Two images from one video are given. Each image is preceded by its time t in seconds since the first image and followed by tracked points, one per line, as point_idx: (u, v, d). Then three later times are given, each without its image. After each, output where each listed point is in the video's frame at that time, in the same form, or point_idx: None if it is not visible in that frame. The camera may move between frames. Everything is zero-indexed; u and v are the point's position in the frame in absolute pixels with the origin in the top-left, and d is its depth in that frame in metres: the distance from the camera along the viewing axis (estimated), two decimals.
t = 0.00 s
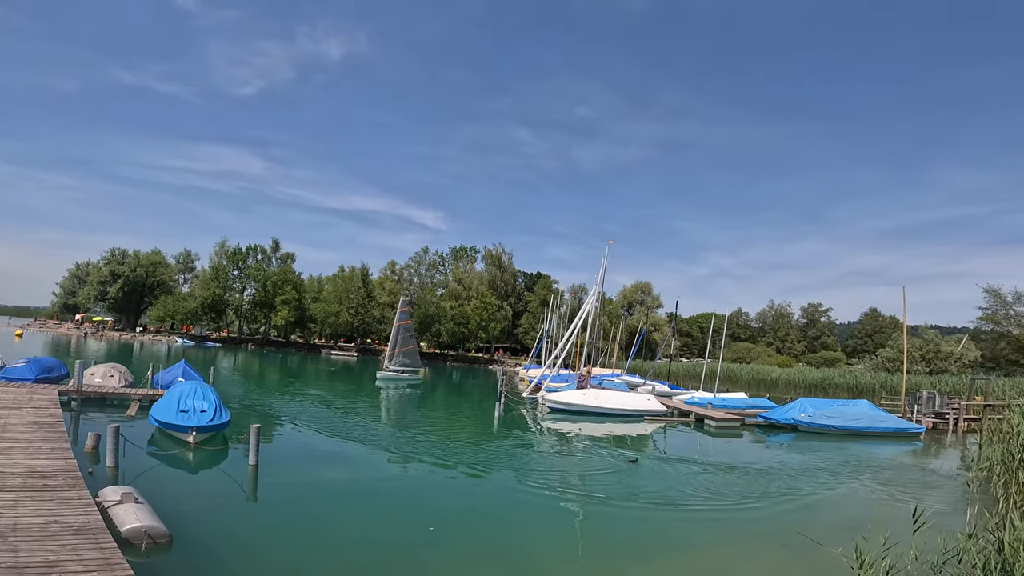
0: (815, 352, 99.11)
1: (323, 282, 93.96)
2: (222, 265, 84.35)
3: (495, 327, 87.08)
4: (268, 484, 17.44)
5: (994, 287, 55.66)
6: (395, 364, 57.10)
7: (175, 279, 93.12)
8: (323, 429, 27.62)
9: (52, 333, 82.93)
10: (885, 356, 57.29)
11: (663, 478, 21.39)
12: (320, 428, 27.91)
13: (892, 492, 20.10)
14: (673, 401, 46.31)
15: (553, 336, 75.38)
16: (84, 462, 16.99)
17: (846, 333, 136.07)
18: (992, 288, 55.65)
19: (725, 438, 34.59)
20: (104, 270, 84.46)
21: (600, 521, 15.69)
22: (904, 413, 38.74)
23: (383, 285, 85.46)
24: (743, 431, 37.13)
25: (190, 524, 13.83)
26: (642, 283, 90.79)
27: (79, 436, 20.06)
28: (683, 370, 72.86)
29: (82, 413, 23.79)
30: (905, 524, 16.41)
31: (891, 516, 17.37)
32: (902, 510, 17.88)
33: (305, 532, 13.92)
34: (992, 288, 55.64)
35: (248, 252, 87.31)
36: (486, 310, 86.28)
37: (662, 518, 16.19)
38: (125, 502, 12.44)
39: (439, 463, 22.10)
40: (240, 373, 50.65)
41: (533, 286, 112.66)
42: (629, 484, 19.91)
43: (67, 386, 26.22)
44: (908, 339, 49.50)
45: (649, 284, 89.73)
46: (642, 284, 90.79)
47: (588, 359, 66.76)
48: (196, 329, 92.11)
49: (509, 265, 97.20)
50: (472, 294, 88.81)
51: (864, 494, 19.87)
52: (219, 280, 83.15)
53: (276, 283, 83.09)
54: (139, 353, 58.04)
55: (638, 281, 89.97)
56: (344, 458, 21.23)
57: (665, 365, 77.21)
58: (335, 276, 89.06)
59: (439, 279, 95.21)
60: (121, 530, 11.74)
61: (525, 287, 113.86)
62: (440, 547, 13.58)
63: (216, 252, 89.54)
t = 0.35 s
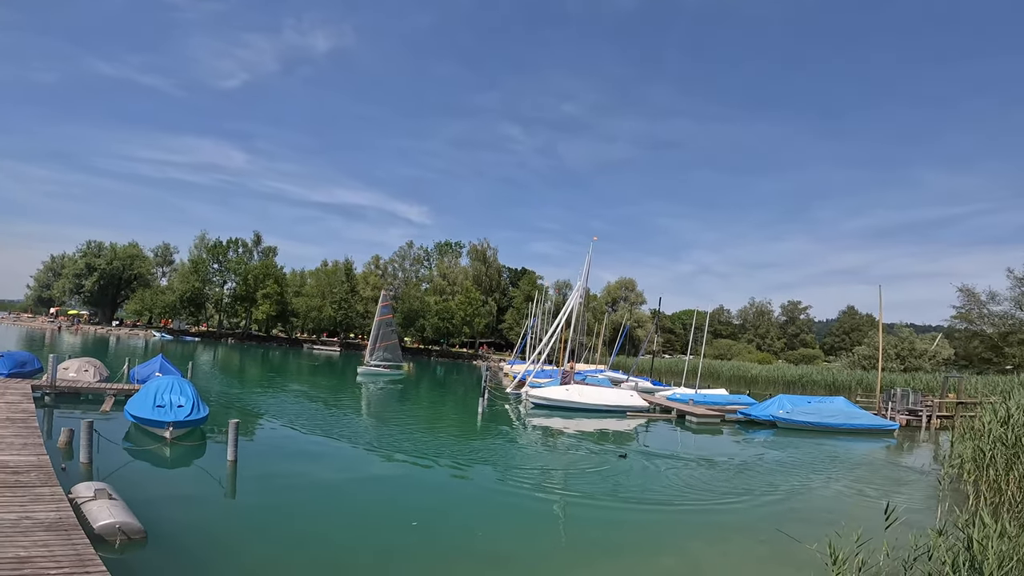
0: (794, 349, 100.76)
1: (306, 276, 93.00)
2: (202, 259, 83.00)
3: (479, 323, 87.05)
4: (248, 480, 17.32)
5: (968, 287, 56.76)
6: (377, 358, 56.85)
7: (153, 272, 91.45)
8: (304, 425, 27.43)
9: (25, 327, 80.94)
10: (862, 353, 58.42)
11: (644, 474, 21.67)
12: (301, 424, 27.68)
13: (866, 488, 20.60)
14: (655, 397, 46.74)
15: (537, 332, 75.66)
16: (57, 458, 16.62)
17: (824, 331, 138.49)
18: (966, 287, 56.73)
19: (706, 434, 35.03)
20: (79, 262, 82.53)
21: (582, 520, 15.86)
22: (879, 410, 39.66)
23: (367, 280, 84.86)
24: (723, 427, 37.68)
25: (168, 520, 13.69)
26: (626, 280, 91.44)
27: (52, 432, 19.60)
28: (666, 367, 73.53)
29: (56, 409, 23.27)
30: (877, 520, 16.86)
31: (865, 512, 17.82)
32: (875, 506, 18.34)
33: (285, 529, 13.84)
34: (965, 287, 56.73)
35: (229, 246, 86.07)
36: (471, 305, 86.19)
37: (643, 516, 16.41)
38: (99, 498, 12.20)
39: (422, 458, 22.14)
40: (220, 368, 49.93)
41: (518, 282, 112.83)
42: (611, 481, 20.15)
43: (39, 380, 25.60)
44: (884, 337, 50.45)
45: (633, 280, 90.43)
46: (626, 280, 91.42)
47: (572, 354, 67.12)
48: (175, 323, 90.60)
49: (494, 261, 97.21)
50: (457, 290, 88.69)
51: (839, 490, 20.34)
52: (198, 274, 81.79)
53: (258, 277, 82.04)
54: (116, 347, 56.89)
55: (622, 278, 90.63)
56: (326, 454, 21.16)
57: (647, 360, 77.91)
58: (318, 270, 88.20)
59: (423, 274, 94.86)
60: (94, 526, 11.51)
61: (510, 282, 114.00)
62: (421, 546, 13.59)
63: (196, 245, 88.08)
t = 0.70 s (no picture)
0: (789, 348, 101.05)
1: (301, 274, 92.75)
2: (198, 256, 82.67)
3: (476, 321, 87.01)
4: (242, 478, 17.27)
5: (962, 286, 57.03)
6: (371, 356, 56.72)
7: (148, 270, 91.08)
8: (300, 424, 27.32)
9: (18, 324, 80.46)
10: (857, 352, 58.63)
11: (640, 473, 21.71)
12: (296, 422, 27.59)
13: (860, 487, 20.68)
14: (651, 396, 46.81)
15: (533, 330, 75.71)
16: (49, 456, 16.51)
17: (819, 330, 138.89)
18: (960, 287, 57.03)
19: (701, 433, 35.08)
20: (74, 259, 82.09)
21: (577, 518, 15.88)
22: (874, 410, 39.81)
23: (362, 278, 84.69)
24: (719, 425, 37.77)
25: (162, 519, 13.63)
26: (623, 278, 91.51)
27: (45, 430, 19.47)
28: (662, 365, 73.64)
29: (48, 407, 23.11)
30: (872, 519, 16.93)
31: (859, 511, 17.90)
32: (870, 506, 18.41)
33: (279, 529, 13.73)
34: (959, 287, 57.02)
35: (225, 243, 85.79)
36: (467, 303, 86.16)
37: (638, 515, 16.46)
38: (91, 496, 12.11)
39: (418, 456, 22.11)
40: (215, 365, 49.79)
41: (515, 280, 112.88)
42: (606, 480, 20.18)
43: (32, 377, 25.47)
44: (879, 336, 50.61)
45: (630, 279, 90.53)
46: (622, 279, 91.51)
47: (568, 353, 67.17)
48: (170, 321, 90.24)
49: (491, 259, 97.15)
50: (453, 288, 88.64)
51: (833, 489, 20.41)
52: (193, 271, 81.45)
53: (253, 274, 81.76)
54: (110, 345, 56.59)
55: (619, 277, 90.74)
56: (321, 452, 21.08)
57: (643, 359, 78.03)
58: (313, 268, 87.97)
59: (420, 272, 94.69)
60: (85, 525, 11.42)
61: (507, 281, 114.00)
62: (416, 545, 13.55)
63: (191, 242, 87.72)
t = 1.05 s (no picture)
0: (787, 347, 101.24)
1: (299, 273, 92.61)
2: (195, 255, 82.48)
3: (474, 321, 87.00)
4: (238, 477, 17.27)
5: (959, 286, 57.20)
6: (365, 356, 56.58)
7: (145, 269, 90.88)
8: (297, 423, 27.28)
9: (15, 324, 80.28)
10: (854, 352, 58.74)
11: (637, 473, 21.71)
12: (293, 422, 27.53)
13: (858, 488, 20.70)
14: (650, 396, 46.82)
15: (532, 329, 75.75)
16: (44, 457, 16.43)
17: (817, 330, 139.07)
18: (957, 287, 57.17)
19: (699, 433, 35.06)
20: (71, 259, 81.79)
21: (575, 519, 15.88)
22: (871, 410, 39.86)
23: (361, 278, 84.56)
24: (717, 425, 37.81)
25: (155, 519, 13.57)
26: (621, 278, 91.49)
27: (41, 430, 19.44)
28: (660, 365, 73.67)
29: (44, 407, 23.05)
30: (869, 520, 16.94)
31: (856, 511, 17.92)
32: (868, 507, 18.41)
33: (276, 530, 13.68)
34: (957, 287, 57.17)
35: (222, 242, 85.62)
36: (466, 303, 86.15)
37: (636, 515, 16.46)
38: (85, 497, 12.04)
39: (415, 456, 22.08)
40: (213, 365, 49.62)
41: (513, 280, 112.92)
42: (604, 480, 20.17)
43: (28, 377, 25.36)
44: (876, 336, 50.68)
45: (628, 279, 90.55)
46: (620, 278, 91.48)
47: (566, 352, 67.20)
48: (167, 320, 90.06)
49: (489, 258, 97.11)
50: (451, 287, 88.67)
51: (832, 490, 20.41)
52: (191, 270, 81.28)
53: (251, 273, 81.65)
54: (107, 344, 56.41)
55: (617, 276, 90.73)
56: (318, 453, 21.04)
57: (642, 359, 78.08)
58: (312, 268, 87.87)
59: (418, 272, 94.62)
60: (79, 526, 11.37)
61: (505, 280, 114.00)
62: (414, 546, 13.51)
63: (189, 242, 87.53)
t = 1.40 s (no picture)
0: (785, 347, 101.34)
1: (297, 272, 92.39)
2: (192, 254, 82.19)
3: (472, 320, 86.90)
4: (234, 478, 17.22)
5: (956, 286, 57.27)
6: (361, 355, 56.35)
7: (142, 268, 90.52)
8: (294, 424, 27.18)
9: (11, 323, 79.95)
10: (851, 352, 58.83)
11: (635, 475, 21.73)
12: (290, 422, 27.47)
13: (855, 489, 20.74)
14: (648, 396, 46.78)
15: (529, 329, 75.70)
16: (38, 458, 16.32)
17: (814, 329, 139.22)
18: (955, 286, 57.26)
19: (697, 433, 35.02)
20: (67, 258, 81.35)
21: (572, 521, 15.91)
22: (869, 410, 39.89)
23: (359, 276, 84.30)
24: (715, 425, 37.84)
25: (150, 521, 13.51)
26: (619, 277, 91.39)
27: (35, 430, 19.31)
28: (658, 364, 73.65)
29: (39, 407, 22.90)
30: (867, 522, 16.97)
31: (853, 513, 17.95)
32: (866, 508, 18.44)
33: (272, 532, 13.62)
34: (954, 286, 57.26)
35: (219, 241, 85.28)
36: (464, 302, 86.04)
37: (632, 517, 16.51)
38: (78, 500, 11.95)
39: (413, 458, 22.06)
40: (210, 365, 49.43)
41: (511, 278, 112.84)
42: (601, 482, 20.22)
43: (23, 377, 25.26)
44: (874, 335, 50.71)
45: (626, 278, 90.50)
46: (618, 278, 91.38)
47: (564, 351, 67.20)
48: (164, 319, 89.75)
49: (487, 258, 96.96)
50: (450, 286, 88.58)
51: (829, 491, 20.45)
52: (188, 269, 80.95)
53: (248, 272, 81.41)
54: (103, 344, 56.08)
55: (615, 276, 90.64)
56: (315, 454, 21.03)
57: (639, 358, 78.08)
58: (309, 267, 87.66)
59: (416, 271, 94.45)
60: (72, 529, 11.27)
61: (503, 279, 113.91)
62: (412, 549, 13.49)
63: (186, 241, 87.19)
